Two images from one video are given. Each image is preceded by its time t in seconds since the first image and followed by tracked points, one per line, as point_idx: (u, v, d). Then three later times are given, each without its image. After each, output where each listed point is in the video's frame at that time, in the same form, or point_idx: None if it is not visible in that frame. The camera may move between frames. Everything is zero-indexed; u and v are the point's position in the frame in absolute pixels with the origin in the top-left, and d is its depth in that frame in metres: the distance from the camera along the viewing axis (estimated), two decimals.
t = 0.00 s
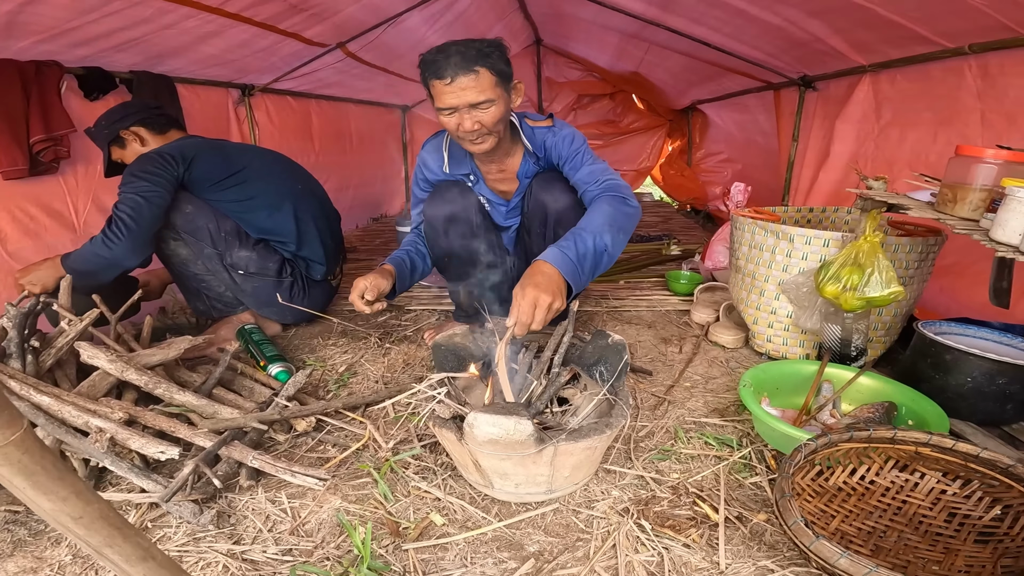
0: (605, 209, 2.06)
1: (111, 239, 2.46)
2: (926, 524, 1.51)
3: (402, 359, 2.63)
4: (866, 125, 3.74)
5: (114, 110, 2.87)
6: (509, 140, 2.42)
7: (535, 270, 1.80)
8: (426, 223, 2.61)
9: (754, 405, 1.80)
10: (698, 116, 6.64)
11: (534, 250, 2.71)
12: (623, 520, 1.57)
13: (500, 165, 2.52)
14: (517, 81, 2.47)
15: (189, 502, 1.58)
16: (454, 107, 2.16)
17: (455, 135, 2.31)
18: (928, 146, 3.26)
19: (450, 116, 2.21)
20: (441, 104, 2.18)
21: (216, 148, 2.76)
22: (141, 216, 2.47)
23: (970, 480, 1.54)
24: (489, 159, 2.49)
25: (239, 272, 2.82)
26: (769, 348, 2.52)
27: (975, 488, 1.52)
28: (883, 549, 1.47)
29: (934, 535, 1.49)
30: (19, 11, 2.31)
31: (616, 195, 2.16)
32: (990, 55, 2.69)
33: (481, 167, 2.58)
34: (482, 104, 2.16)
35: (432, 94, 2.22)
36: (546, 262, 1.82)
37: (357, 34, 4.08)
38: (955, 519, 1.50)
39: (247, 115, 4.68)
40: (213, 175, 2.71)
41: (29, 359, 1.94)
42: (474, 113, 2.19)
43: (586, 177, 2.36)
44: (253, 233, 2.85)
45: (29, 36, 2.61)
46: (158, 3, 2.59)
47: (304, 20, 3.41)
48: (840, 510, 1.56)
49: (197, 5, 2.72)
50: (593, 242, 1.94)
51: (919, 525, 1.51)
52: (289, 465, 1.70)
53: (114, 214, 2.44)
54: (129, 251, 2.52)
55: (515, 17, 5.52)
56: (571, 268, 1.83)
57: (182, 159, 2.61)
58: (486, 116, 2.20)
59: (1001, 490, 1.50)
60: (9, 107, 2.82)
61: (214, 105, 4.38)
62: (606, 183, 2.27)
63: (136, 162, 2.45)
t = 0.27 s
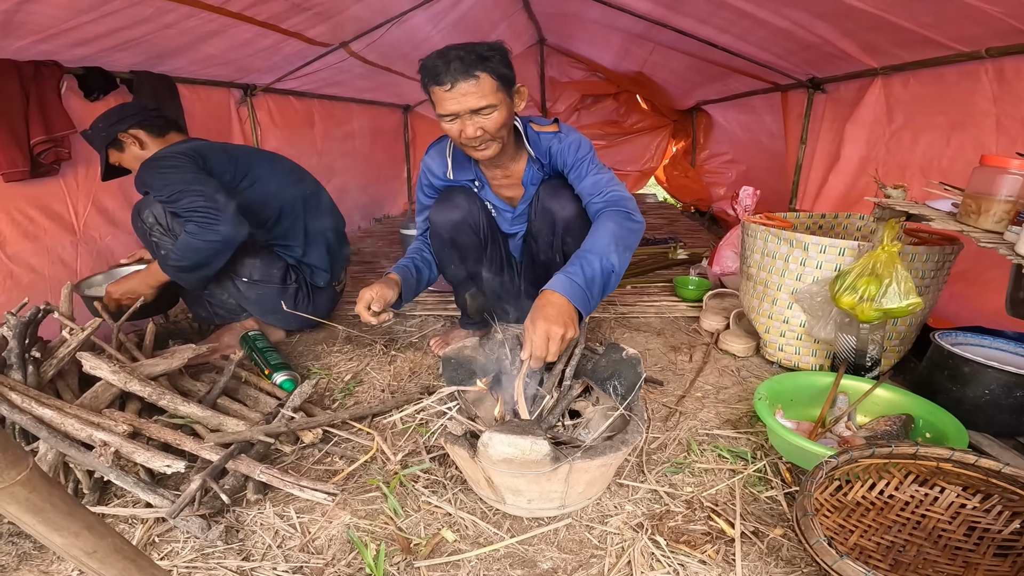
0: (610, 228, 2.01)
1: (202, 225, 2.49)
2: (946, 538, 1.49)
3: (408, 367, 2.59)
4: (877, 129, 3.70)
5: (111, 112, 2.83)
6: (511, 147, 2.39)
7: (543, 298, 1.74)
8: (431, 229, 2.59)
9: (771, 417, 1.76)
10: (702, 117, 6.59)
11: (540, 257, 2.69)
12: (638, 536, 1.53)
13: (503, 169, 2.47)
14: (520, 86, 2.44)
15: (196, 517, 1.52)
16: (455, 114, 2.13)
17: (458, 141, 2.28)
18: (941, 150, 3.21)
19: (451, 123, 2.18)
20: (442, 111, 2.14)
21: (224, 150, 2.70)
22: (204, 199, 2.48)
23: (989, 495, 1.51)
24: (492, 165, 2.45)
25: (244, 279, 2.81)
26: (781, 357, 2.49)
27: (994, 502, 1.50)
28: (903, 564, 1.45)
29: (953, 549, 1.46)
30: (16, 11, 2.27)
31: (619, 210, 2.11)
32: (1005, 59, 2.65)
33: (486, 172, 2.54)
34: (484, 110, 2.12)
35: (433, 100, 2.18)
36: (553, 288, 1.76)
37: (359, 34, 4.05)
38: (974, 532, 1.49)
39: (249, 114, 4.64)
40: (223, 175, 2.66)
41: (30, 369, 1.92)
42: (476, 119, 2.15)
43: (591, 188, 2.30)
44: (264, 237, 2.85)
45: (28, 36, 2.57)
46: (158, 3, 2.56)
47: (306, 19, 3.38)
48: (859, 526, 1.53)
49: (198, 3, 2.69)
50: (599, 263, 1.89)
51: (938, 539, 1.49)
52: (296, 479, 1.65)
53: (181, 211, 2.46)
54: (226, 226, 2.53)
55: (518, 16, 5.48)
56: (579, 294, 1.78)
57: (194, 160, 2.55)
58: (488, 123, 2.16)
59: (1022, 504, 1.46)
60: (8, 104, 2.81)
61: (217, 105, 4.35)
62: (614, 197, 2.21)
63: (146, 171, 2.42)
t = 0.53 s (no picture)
0: (621, 234, 1.97)
1: (217, 249, 2.47)
2: (974, 544, 1.45)
3: (417, 369, 2.56)
4: (890, 129, 3.64)
5: (128, 104, 2.78)
6: (523, 147, 2.36)
7: (554, 311, 1.70)
8: (442, 229, 2.55)
9: (790, 421, 1.72)
10: (709, 117, 6.54)
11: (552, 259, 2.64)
12: (657, 543, 1.49)
13: (513, 169, 2.42)
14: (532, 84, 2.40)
15: (208, 524, 1.48)
16: (467, 113, 2.10)
17: (469, 141, 2.25)
18: (954, 151, 3.16)
19: (464, 122, 2.15)
20: (453, 110, 2.11)
21: (251, 150, 2.64)
22: (221, 223, 2.45)
23: (1019, 501, 1.46)
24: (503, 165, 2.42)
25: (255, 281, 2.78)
26: (797, 360, 2.45)
27: None
28: (932, 570, 1.42)
29: (982, 555, 1.43)
30: (21, 8, 2.24)
31: (631, 216, 2.07)
32: None
33: (497, 171, 2.50)
34: (496, 109, 2.09)
35: (445, 100, 2.15)
36: (564, 299, 1.72)
37: (365, 32, 4.01)
38: (1004, 538, 1.45)
39: (254, 113, 4.62)
40: (251, 177, 2.60)
41: (36, 373, 1.90)
42: (489, 119, 2.11)
43: (602, 190, 2.26)
44: (280, 242, 2.83)
45: (33, 34, 2.55)
46: None
47: (313, 17, 3.34)
48: (885, 532, 1.49)
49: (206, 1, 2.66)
50: (611, 272, 1.85)
51: (966, 545, 1.46)
52: (309, 486, 1.61)
53: (198, 231, 2.45)
54: (239, 252, 2.50)
55: (524, 15, 5.44)
56: (592, 305, 1.74)
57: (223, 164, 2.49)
58: (501, 122, 2.13)
59: None
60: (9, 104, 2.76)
61: (222, 104, 4.33)
62: (627, 203, 2.16)
63: (170, 175, 2.39)
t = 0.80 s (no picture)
0: (624, 229, 1.93)
1: (205, 249, 2.40)
2: (991, 543, 1.40)
3: (419, 365, 2.52)
4: (898, 125, 3.56)
5: (138, 94, 2.66)
6: (528, 139, 2.32)
7: (556, 310, 1.66)
8: (445, 224, 2.52)
9: (800, 418, 1.68)
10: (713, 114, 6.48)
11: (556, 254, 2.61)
12: (663, 543, 1.44)
13: (519, 162, 2.40)
14: (537, 76, 2.35)
15: (204, 521, 1.45)
16: (472, 105, 2.06)
17: (474, 134, 2.21)
18: (963, 149, 3.08)
19: (468, 115, 2.11)
20: (458, 102, 2.07)
21: (258, 145, 2.60)
22: (213, 223, 2.37)
23: None
24: (507, 158, 2.38)
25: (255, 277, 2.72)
26: (805, 356, 2.41)
27: None
28: (948, 571, 1.36)
29: (999, 555, 1.38)
30: (20, 2, 2.20)
31: (634, 212, 2.03)
32: None
33: (500, 164, 2.46)
34: (502, 101, 2.05)
35: (449, 92, 2.11)
36: (565, 297, 1.68)
37: (369, 28, 3.97)
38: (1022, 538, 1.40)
39: (256, 108, 4.59)
40: (256, 171, 2.57)
41: (31, 368, 1.87)
42: (494, 111, 2.08)
43: (605, 185, 2.22)
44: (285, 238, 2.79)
45: (33, 29, 2.51)
46: None
47: (315, 12, 3.30)
48: (899, 531, 1.44)
49: None
50: (613, 270, 1.80)
51: (983, 544, 1.41)
52: (306, 484, 1.58)
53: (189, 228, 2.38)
54: (224, 253, 2.43)
55: (529, 11, 5.39)
56: (594, 303, 1.69)
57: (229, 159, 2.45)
58: (507, 115, 2.09)
59: None
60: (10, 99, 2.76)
61: (225, 99, 4.30)
62: (633, 199, 2.11)
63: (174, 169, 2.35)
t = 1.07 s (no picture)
0: (618, 221, 1.87)
1: (195, 238, 2.37)
2: (994, 548, 1.35)
3: (409, 360, 2.47)
4: (901, 120, 3.49)
5: (122, 91, 2.63)
6: (520, 130, 2.26)
7: (547, 302, 1.59)
8: (436, 217, 2.46)
9: (797, 417, 1.62)
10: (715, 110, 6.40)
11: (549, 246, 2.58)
12: (652, 545, 1.39)
13: (511, 154, 2.33)
14: (530, 65, 2.28)
15: (176, 518, 1.41)
16: (462, 95, 1.99)
17: (464, 124, 2.14)
18: (968, 143, 3.01)
19: (458, 104, 2.04)
20: (447, 92, 2.01)
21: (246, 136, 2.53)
22: (202, 210, 2.34)
23: None
24: (499, 150, 2.32)
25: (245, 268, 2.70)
26: (804, 352, 2.35)
27: None
28: None
29: (1002, 560, 1.32)
30: None
31: (628, 204, 1.97)
32: None
33: (492, 155, 2.38)
34: (493, 91, 1.99)
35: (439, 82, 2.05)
36: (558, 288, 1.61)
37: (365, 21, 3.90)
38: None
39: (253, 104, 4.50)
40: (245, 161, 2.48)
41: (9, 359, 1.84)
42: (485, 100, 2.01)
43: (598, 177, 2.16)
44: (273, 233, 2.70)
45: (23, 24, 2.46)
46: None
47: (309, 5, 3.24)
48: (898, 535, 1.38)
49: None
50: (607, 262, 1.74)
51: (986, 548, 1.35)
52: (284, 479, 1.53)
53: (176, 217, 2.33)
54: (214, 240, 2.41)
55: (529, 5, 5.31)
56: (586, 295, 1.62)
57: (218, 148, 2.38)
58: (498, 104, 2.03)
59: None
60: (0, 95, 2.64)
61: (221, 95, 4.20)
62: (627, 192, 2.05)
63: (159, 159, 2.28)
